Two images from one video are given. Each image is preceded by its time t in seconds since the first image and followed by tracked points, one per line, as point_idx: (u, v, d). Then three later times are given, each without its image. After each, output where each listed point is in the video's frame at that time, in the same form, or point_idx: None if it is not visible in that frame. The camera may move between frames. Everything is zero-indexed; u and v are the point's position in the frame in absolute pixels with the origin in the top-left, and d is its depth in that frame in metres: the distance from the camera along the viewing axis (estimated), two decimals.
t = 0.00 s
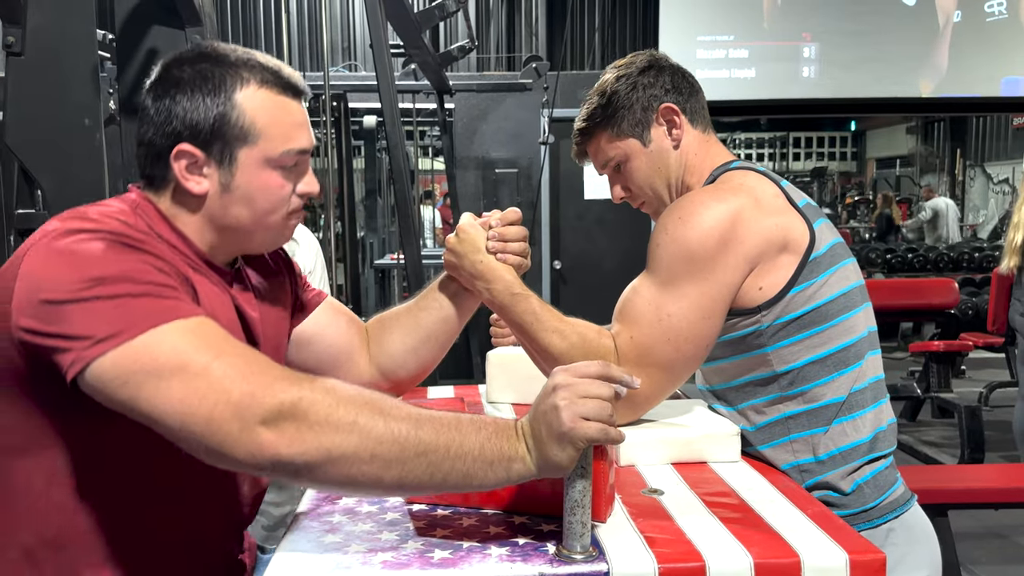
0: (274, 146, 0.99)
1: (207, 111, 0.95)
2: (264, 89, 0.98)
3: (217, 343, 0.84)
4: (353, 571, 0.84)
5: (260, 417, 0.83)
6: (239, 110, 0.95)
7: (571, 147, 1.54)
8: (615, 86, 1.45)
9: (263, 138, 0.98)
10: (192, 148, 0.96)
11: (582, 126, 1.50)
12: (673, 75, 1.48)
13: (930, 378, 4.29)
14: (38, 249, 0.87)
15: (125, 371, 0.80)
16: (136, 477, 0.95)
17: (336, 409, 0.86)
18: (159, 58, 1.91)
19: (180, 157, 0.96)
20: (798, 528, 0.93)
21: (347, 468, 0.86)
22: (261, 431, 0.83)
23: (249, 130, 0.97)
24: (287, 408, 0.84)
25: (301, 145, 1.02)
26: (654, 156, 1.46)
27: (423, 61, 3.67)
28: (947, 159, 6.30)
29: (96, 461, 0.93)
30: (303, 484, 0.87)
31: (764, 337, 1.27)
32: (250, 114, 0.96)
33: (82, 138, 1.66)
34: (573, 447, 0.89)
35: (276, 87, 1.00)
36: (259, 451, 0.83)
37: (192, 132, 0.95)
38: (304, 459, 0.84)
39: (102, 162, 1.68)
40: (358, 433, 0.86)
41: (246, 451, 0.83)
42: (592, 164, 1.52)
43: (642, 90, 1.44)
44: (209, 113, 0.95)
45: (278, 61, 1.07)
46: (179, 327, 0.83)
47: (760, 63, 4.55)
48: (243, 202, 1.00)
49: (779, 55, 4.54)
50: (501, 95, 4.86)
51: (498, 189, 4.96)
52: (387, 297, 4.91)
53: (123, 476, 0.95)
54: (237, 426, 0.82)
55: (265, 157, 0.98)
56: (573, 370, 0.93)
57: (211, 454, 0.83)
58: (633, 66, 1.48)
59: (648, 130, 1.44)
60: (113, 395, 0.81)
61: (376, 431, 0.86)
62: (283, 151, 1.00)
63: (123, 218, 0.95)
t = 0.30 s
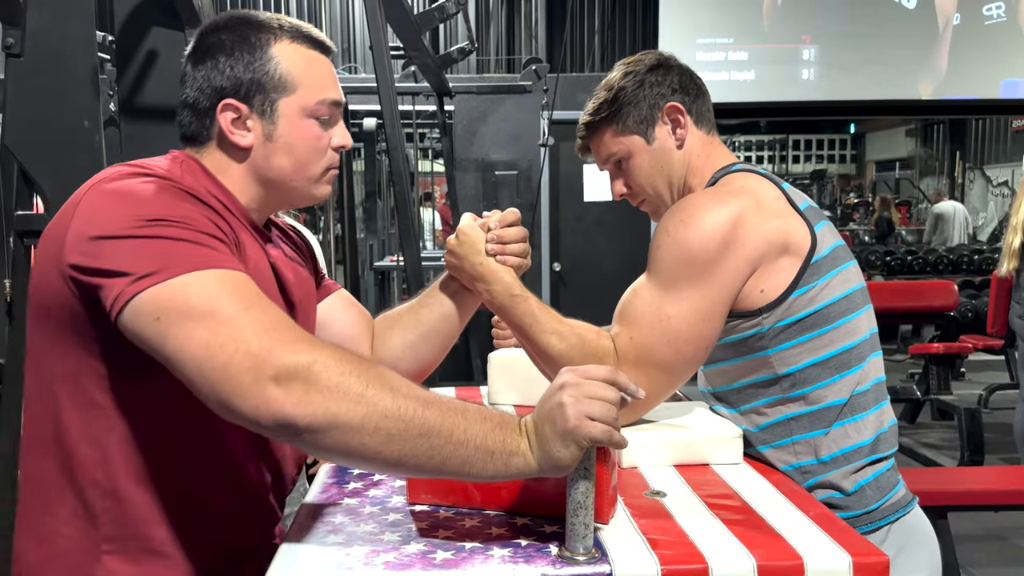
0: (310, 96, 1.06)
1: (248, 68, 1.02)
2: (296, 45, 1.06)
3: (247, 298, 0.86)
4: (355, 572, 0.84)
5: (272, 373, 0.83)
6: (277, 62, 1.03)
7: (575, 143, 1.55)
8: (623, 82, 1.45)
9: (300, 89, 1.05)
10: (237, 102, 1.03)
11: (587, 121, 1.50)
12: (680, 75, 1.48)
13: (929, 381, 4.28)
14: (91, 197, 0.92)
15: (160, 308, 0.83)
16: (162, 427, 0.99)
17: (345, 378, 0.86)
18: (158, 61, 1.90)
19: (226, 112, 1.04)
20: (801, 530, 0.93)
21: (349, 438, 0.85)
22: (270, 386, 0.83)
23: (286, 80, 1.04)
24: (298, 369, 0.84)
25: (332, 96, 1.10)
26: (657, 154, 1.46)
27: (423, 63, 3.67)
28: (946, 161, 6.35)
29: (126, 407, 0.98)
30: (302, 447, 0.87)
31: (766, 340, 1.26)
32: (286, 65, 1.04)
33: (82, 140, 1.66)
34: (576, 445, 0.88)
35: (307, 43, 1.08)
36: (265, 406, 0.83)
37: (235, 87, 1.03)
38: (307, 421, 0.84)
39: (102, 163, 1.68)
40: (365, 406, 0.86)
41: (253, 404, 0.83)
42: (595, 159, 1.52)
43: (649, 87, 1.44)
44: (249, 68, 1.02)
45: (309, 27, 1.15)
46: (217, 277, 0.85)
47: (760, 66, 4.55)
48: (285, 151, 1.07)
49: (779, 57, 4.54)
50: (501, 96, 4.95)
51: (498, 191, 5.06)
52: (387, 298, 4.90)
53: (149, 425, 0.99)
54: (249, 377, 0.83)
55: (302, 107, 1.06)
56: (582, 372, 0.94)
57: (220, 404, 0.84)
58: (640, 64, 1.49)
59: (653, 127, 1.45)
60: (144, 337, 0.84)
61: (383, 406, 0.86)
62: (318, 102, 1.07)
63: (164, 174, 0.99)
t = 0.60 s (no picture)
0: (341, 81, 1.07)
1: (284, 51, 1.04)
2: (330, 31, 1.07)
3: (260, 275, 0.86)
4: None
5: (273, 355, 0.82)
6: (312, 48, 1.04)
7: (583, 119, 1.54)
8: (639, 66, 1.45)
9: (333, 74, 1.06)
10: (272, 86, 1.05)
11: (598, 99, 1.49)
12: (696, 67, 1.50)
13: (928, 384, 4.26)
14: (114, 170, 0.94)
15: (173, 277, 0.83)
16: (179, 396, 1.01)
17: (348, 368, 0.85)
18: (158, 63, 1.90)
19: (260, 95, 1.05)
20: (800, 534, 0.92)
21: (350, 426, 0.84)
22: (271, 368, 0.82)
23: (319, 66, 1.05)
24: (301, 352, 0.83)
25: (364, 82, 1.11)
26: (666, 142, 1.46)
27: (422, 66, 3.67)
28: (945, 165, 6.41)
29: (144, 377, 0.99)
30: (299, 433, 0.86)
31: (765, 345, 1.26)
32: (320, 51, 1.05)
33: (81, 142, 1.66)
34: (576, 447, 0.88)
35: (340, 30, 1.09)
36: (265, 388, 0.82)
37: (271, 70, 1.04)
38: (307, 406, 0.83)
39: (102, 165, 1.67)
40: (368, 397, 0.85)
41: (252, 384, 0.82)
42: (600, 142, 1.52)
43: (666, 74, 1.45)
44: (285, 52, 1.04)
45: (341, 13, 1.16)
46: (234, 251, 0.86)
47: (759, 69, 4.56)
48: (317, 135, 1.08)
49: (778, 60, 4.56)
50: (500, 99, 4.96)
51: (497, 194, 5.06)
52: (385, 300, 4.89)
53: (165, 393, 1.00)
54: (251, 357, 0.82)
55: (335, 92, 1.07)
56: (581, 374, 0.94)
57: (220, 383, 0.84)
58: (657, 51, 1.50)
59: (665, 115, 1.45)
60: (157, 306, 0.84)
61: (386, 397, 0.85)
62: (351, 88, 1.09)
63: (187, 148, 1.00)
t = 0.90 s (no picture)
0: (341, 70, 1.07)
1: (285, 39, 1.04)
2: (328, 20, 1.07)
3: (271, 262, 0.85)
4: None
5: (276, 345, 0.81)
6: (312, 35, 1.05)
7: (589, 109, 1.53)
8: (650, 60, 1.45)
9: (334, 63, 1.06)
10: (273, 75, 1.05)
11: (605, 89, 1.48)
12: (708, 67, 1.50)
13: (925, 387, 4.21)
14: (130, 149, 0.93)
15: (184, 258, 0.82)
16: (190, 384, 0.97)
17: (350, 362, 0.83)
18: (155, 65, 1.90)
19: (261, 84, 1.05)
20: (798, 538, 0.92)
21: (348, 422, 0.83)
22: (274, 358, 0.81)
23: (320, 54, 1.05)
24: (304, 343, 0.82)
25: (364, 72, 1.11)
26: (671, 139, 1.46)
27: (420, 68, 3.66)
28: (943, 167, 6.45)
29: (158, 361, 0.96)
30: (299, 425, 0.85)
31: (763, 348, 1.26)
32: (320, 39, 1.05)
33: (78, 143, 1.65)
34: (576, 451, 0.87)
35: (339, 20, 1.09)
36: (265, 378, 0.81)
37: (271, 59, 1.04)
38: (308, 399, 0.81)
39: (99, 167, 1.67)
40: (368, 393, 0.83)
41: (253, 373, 0.81)
42: (603, 134, 1.52)
43: (677, 72, 1.45)
44: (286, 40, 1.04)
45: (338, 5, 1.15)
46: (244, 236, 0.85)
47: (757, 71, 4.64)
48: (318, 123, 1.08)
49: (777, 63, 4.61)
50: (499, 102, 4.95)
51: (495, 196, 5.05)
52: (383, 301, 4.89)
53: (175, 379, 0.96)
54: (253, 344, 0.81)
55: (335, 80, 1.07)
56: (582, 378, 0.93)
57: (220, 369, 0.83)
58: (669, 47, 1.50)
59: (672, 112, 1.45)
60: (164, 283, 0.84)
61: (388, 394, 0.84)
62: (351, 76, 1.08)
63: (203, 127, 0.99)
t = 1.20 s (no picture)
0: (336, 69, 1.07)
1: (281, 39, 1.03)
2: (322, 22, 1.07)
3: (277, 256, 0.84)
4: None
5: (276, 342, 0.80)
6: (306, 36, 1.04)
7: (567, 121, 1.56)
8: (620, 64, 1.47)
9: (330, 61, 1.06)
10: (269, 72, 1.04)
11: (581, 99, 1.51)
12: (681, 63, 1.50)
13: (921, 389, 4.26)
14: (142, 140, 0.93)
15: (190, 251, 0.81)
16: (199, 380, 0.96)
17: (350, 359, 0.83)
18: (152, 66, 1.90)
19: (256, 81, 1.04)
20: (796, 541, 0.92)
21: (345, 422, 0.83)
22: (274, 355, 0.80)
23: (314, 54, 1.05)
24: (305, 340, 0.81)
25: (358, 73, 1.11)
26: (646, 139, 1.48)
27: (416, 70, 3.66)
28: (939, 169, 6.48)
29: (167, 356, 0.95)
30: (301, 422, 0.84)
31: (753, 355, 1.27)
32: (314, 40, 1.05)
33: (74, 145, 1.65)
34: (573, 455, 0.87)
35: (332, 22, 1.09)
36: (265, 375, 0.80)
37: (268, 57, 1.03)
38: (307, 396, 0.81)
39: (95, 169, 1.66)
40: (367, 393, 0.83)
41: (253, 369, 0.81)
42: (585, 140, 1.54)
43: (647, 71, 1.46)
44: (282, 40, 1.03)
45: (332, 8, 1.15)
46: (251, 229, 0.83)
47: (752, 73, 4.76)
48: (314, 120, 1.07)
49: (774, 66, 4.75)
50: (495, 103, 4.89)
51: (492, 198, 5.06)
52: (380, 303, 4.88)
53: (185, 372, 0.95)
54: (255, 339, 0.80)
55: (330, 80, 1.06)
56: (581, 382, 0.92)
57: (222, 363, 0.83)
58: (642, 48, 1.51)
59: (645, 112, 1.46)
60: (170, 275, 0.83)
61: (386, 395, 0.84)
62: (346, 75, 1.08)
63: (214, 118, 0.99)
